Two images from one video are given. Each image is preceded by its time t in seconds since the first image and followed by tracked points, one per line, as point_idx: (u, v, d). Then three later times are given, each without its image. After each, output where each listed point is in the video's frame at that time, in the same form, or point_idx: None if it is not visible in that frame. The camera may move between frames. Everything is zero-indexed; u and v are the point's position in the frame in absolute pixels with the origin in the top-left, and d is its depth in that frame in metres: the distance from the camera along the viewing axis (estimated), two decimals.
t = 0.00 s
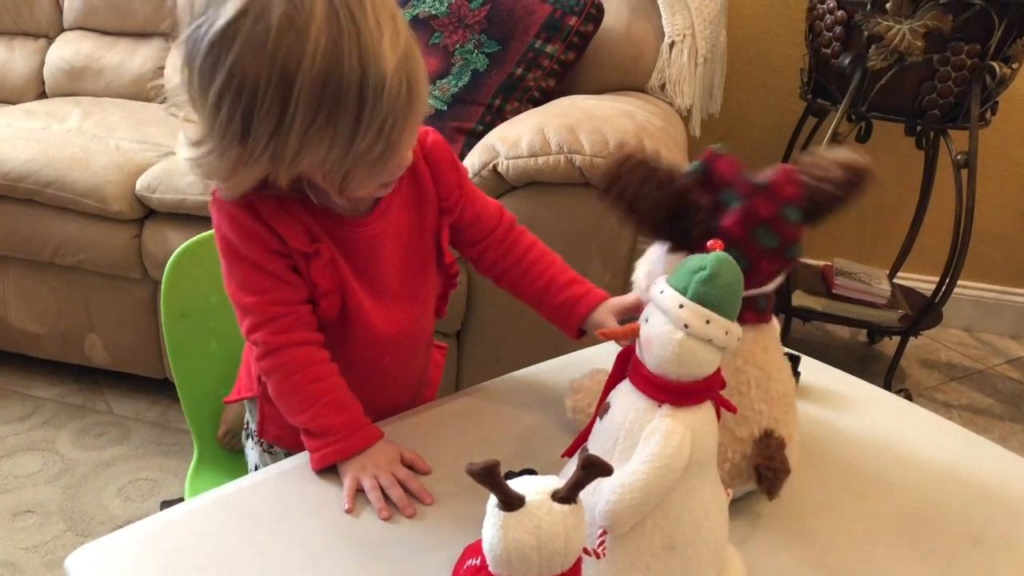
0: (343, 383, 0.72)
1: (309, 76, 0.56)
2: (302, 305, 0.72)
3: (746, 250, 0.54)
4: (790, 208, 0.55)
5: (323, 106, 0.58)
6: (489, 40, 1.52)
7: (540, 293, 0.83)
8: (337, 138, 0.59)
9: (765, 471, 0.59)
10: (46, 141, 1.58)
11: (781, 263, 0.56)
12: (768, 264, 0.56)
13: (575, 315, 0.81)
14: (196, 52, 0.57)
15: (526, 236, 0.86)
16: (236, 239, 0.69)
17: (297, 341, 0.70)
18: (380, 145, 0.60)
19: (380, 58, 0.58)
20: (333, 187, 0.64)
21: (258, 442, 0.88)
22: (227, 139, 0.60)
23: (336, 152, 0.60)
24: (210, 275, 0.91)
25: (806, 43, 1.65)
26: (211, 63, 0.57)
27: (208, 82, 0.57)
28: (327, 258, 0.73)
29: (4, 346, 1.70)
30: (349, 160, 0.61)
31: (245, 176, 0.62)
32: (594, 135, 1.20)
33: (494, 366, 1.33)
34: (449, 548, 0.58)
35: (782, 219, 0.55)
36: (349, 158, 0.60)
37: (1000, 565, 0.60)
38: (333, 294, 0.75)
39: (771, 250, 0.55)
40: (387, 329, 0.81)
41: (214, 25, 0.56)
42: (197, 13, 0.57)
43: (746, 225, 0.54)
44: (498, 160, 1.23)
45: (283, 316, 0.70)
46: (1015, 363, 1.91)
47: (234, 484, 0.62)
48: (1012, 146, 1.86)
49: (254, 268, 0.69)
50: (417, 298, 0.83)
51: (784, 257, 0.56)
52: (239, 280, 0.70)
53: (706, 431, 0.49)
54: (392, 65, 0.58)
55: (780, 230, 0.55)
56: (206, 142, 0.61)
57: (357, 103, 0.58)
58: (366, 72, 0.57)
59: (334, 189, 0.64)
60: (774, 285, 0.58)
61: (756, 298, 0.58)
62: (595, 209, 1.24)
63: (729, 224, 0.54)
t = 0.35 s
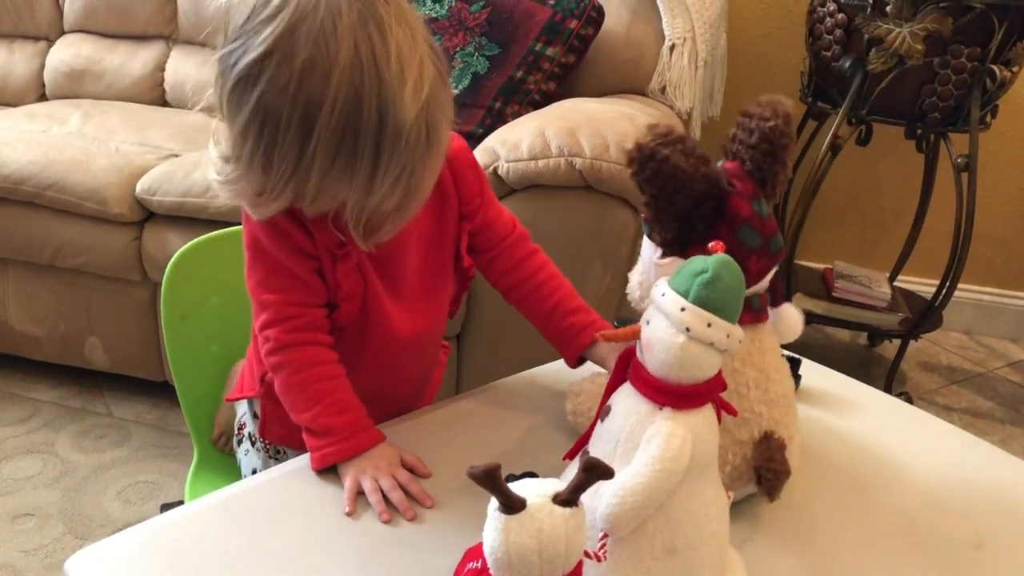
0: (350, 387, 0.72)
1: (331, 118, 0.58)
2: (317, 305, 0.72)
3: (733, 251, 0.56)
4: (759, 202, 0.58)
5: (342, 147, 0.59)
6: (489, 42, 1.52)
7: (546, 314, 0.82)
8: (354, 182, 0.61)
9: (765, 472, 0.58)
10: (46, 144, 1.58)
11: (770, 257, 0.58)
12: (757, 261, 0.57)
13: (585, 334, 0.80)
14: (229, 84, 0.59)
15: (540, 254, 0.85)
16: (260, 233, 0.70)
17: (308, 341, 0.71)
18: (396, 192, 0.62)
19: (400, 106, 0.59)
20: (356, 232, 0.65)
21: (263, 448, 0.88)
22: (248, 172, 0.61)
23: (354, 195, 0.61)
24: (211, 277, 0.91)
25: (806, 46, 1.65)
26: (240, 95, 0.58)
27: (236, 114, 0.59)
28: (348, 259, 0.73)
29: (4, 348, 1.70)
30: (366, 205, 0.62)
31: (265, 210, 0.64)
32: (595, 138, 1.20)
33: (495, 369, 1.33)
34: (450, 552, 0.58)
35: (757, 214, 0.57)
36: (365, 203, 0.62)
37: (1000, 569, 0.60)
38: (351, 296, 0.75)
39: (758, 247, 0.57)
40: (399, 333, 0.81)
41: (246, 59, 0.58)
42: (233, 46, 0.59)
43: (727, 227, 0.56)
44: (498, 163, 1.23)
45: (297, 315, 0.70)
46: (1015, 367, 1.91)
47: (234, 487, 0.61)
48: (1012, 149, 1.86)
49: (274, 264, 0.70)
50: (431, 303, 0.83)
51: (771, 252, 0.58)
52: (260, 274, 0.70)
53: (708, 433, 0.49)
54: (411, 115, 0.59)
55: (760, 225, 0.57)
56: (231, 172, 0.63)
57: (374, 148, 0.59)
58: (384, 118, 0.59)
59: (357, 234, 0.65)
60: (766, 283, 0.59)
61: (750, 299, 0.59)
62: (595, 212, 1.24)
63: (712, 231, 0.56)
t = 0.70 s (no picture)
0: (351, 394, 0.72)
1: (305, 62, 0.62)
2: (319, 311, 0.72)
3: (734, 258, 0.56)
4: (773, 212, 0.57)
5: (319, 89, 0.63)
6: (488, 47, 1.52)
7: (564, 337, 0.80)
8: (334, 123, 0.65)
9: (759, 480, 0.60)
10: (45, 149, 1.58)
11: (772, 267, 0.58)
12: (759, 269, 0.57)
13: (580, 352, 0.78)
14: (212, 46, 0.64)
15: (557, 270, 0.84)
16: (263, 238, 0.70)
17: (307, 347, 0.71)
18: (378, 133, 0.65)
19: (375, 46, 0.63)
20: (340, 178, 0.68)
21: (264, 458, 0.87)
22: (239, 126, 0.67)
23: (337, 137, 0.65)
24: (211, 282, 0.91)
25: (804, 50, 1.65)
26: (221, 54, 0.64)
27: (220, 73, 0.65)
28: (350, 261, 0.73)
29: (3, 354, 1.70)
30: (349, 148, 0.66)
31: (256, 168, 0.68)
32: (594, 142, 1.20)
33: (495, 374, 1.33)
34: (450, 557, 0.58)
35: (766, 223, 0.57)
36: (348, 145, 0.65)
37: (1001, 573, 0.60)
38: (354, 301, 0.75)
39: (759, 256, 0.57)
40: (404, 340, 0.81)
41: (224, 20, 0.63)
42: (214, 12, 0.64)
43: (733, 234, 0.56)
44: (497, 167, 1.23)
45: (297, 321, 0.70)
46: (1014, 369, 1.91)
47: (234, 493, 0.61)
48: (1010, 152, 1.86)
49: (274, 269, 0.70)
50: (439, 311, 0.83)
51: (774, 261, 0.57)
52: (260, 279, 0.70)
53: (708, 441, 0.49)
54: (386, 56, 0.63)
55: (766, 234, 0.57)
56: (226, 135, 0.68)
57: (352, 88, 0.63)
58: (359, 59, 0.63)
59: (342, 180, 0.69)
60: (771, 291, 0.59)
61: (755, 305, 0.59)
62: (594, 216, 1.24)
63: (716, 236, 0.56)
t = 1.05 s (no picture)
0: (352, 401, 0.72)
1: (324, 35, 0.62)
2: (321, 319, 0.72)
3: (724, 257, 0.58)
4: (764, 210, 0.58)
5: (338, 63, 0.63)
6: (486, 53, 1.53)
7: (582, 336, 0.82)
8: (357, 95, 0.65)
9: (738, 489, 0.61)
10: (44, 157, 1.58)
11: (763, 266, 0.59)
12: (748, 267, 0.59)
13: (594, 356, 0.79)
14: (224, 39, 0.65)
15: (572, 270, 0.84)
16: (268, 245, 0.70)
17: (309, 355, 0.71)
18: (399, 101, 0.65)
19: (389, 10, 0.63)
20: (362, 157, 0.68)
21: (264, 468, 0.87)
22: (259, 115, 0.67)
23: (360, 109, 0.65)
24: (211, 290, 0.91)
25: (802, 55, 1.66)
26: (237, 42, 0.64)
27: (236, 63, 0.65)
28: (355, 269, 0.73)
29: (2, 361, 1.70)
30: (372, 116, 0.66)
31: (278, 154, 0.68)
32: (592, 148, 1.21)
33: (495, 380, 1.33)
34: (451, 564, 0.58)
35: (755, 222, 0.58)
36: (371, 117, 0.66)
37: None
38: (359, 308, 0.75)
39: (747, 254, 0.58)
40: (407, 347, 0.81)
41: (237, 9, 0.63)
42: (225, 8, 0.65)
43: (721, 233, 0.58)
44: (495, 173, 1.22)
45: (300, 328, 0.70)
46: (1014, 373, 1.91)
47: (234, 500, 0.61)
48: (1008, 156, 1.87)
49: (280, 277, 0.70)
50: (441, 318, 0.83)
51: (765, 261, 0.59)
52: (263, 286, 0.70)
53: (709, 448, 0.49)
54: (401, 18, 0.64)
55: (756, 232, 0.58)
56: (245, 127, 0.69)
57: (372, 57, 0.63)
58: (377, 23, 0.63)
59: (365, 160, 0.68)
60: (770, 292, 0.60)
61: (754, 310, 0.61)
62: (593, 222, 1.24)
63: (708, 235, 0.59)
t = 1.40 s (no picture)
0: (356, 407, 0.71)
1: (362, 48, 0.61)
2: (331, 323, 0.72)
3: (720, 262, 0.59)
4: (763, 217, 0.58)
5: (374, 77, 0.62)
6: (485, 60, 1.53)
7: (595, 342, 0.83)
8: (387, 112, 0.64)
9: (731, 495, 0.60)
10: (43, 164, 1.58)
11: (763, 273, 0.59)
12: (747, 274, 0.59)
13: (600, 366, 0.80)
14: (261, 39, 0.64)
15: (584, 278, 0.84)
16: (286, 246, 0.71)
17: (316, 358, 0.70)
18: (429, 120, 0.64)
19: (429, 29, 0.62)
20: (385, 171, 0.68)
21: (265, 476, 0.87)
22: (288, 117, 0.66)
23: (389, 124, 0.64)
24: (211, 296, 0.91)
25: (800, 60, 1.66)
26: (274, 44, 0.63)
27: (271, 64, 0.64)
28: (369, 275, 0.74)
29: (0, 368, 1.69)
30: (400, 133, 0.65)
31: (304, 155, 0.68)
32: (591, 154, 1.21)
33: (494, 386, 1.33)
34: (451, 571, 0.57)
35: (752, 227, 0.58)
36: (399, 133, 0.65)
37: None
38: (370, 314, 0.75)
39: (744, 260, 0.58)
40: (415, 355, 0.81)
41: (279, 10, 0.63)
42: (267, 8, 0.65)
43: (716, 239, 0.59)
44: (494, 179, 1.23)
45: (310, 330, 0.70)
46: (1013, 377, 1.91)
47: (234, 506, 0.61)
48: (1005, 161, 1.87)
49: (295, 277, 0.70)
50: (448, 326, 0.83)
51: (764, 266, 0.58)
52: (276, 285, 0.71)
53: (709, 456, 0.49)
54: (440, 39, 0.63)
55: (755, 237, 0.58)
56: (272, 126, 0.68)
57: (407, 73, 0.62)
58: (416, 39, 0.62)
59: (388, 174, 0.68)
60: (773, 299, 0.60)
61: (757, 319, 0.61)
62: (592, 227, 1.24)
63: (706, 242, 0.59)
